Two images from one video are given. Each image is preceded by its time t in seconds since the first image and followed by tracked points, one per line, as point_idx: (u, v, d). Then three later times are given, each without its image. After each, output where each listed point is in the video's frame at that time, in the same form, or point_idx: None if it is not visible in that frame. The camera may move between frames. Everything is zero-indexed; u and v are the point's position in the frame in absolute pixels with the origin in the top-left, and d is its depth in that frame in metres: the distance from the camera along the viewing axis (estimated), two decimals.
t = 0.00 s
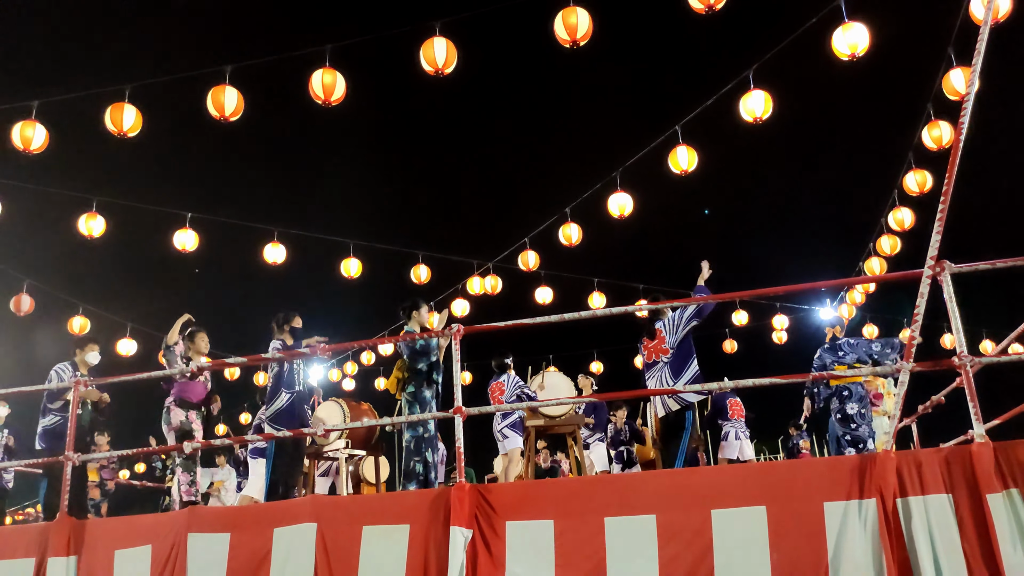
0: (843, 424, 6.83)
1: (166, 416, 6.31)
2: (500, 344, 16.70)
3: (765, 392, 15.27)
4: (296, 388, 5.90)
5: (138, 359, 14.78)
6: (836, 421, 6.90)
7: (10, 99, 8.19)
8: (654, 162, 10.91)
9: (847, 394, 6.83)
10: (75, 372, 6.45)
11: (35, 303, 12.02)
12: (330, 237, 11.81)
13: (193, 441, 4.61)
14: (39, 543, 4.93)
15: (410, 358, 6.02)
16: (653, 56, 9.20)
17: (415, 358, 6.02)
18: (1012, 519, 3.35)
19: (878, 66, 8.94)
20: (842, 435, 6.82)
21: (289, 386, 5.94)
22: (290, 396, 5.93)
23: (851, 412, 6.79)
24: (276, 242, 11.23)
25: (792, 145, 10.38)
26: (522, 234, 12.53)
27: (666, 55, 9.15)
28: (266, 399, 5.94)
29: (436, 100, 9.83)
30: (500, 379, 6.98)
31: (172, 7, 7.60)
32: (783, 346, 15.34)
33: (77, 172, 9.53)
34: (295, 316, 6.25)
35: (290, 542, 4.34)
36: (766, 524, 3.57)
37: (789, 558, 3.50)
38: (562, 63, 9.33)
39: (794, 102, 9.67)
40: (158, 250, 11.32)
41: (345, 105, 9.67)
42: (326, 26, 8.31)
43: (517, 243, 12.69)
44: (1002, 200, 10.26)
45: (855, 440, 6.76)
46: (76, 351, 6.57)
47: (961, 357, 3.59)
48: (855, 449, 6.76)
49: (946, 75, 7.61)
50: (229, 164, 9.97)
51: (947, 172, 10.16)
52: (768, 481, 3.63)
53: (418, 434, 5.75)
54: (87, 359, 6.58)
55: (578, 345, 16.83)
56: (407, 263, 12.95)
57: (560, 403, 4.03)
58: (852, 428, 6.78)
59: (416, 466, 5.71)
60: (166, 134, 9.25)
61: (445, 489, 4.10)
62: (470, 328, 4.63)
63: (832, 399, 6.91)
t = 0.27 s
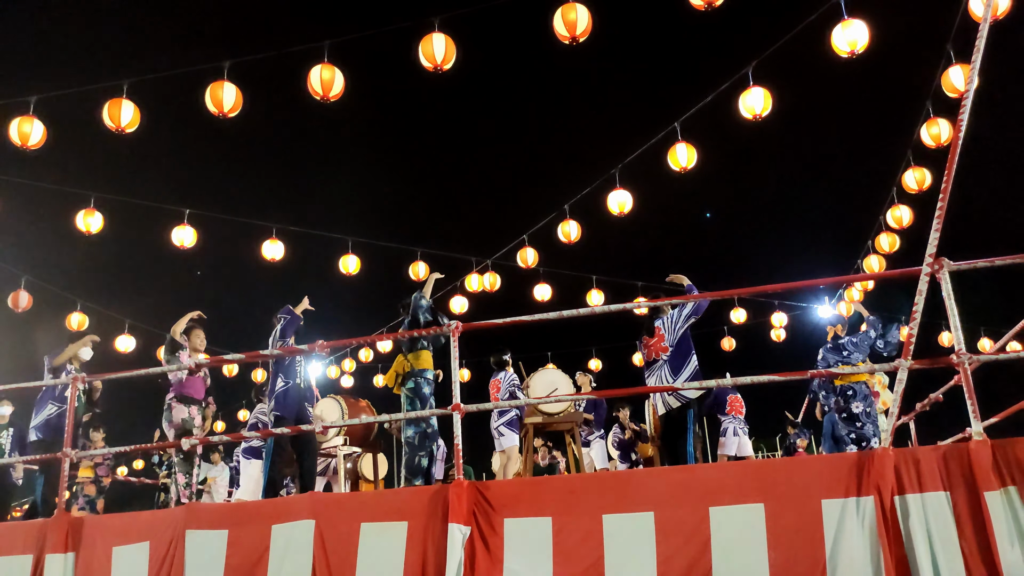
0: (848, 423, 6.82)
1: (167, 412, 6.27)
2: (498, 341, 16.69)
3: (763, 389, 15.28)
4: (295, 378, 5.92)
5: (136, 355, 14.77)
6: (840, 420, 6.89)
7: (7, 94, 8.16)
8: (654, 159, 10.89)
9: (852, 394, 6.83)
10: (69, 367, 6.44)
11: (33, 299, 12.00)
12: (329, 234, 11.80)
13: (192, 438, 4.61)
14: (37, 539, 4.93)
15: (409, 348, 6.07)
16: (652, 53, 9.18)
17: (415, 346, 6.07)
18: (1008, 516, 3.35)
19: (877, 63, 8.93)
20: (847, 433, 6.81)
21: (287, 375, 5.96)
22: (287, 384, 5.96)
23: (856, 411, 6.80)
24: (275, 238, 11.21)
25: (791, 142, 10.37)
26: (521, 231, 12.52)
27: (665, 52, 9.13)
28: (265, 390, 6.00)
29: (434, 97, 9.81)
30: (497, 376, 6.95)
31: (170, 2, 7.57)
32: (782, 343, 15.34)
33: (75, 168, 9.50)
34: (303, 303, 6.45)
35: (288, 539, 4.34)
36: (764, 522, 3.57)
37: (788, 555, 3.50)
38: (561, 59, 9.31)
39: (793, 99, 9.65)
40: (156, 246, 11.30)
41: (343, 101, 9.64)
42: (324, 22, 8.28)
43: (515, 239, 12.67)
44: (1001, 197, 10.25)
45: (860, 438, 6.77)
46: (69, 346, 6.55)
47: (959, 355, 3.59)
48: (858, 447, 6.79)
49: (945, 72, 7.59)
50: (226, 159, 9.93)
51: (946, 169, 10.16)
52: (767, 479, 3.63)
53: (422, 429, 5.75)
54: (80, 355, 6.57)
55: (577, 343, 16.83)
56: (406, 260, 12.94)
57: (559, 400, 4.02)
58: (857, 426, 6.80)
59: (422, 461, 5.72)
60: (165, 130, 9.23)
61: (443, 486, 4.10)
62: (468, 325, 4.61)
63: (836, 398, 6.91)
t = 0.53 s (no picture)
0: (854, 422, 6.82)
1: (169, 412, 6.28)
2: (498, 340, 16.69)
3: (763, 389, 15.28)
4: (303, 377, 5.95)
5: (135, 355, 14.76)
6: (846, 419, 6.90)
7: (7, 93, 8.15)
8: (654, 159, 10.88)
9: (859, 394, 6.82)
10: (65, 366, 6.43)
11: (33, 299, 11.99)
12: (328, 233, 11.79)
13: (192, 438, 4.61)
14: (36, 538, 4.93)
15: (413, 347, 6.14)
16: (652, 53, 9.18)
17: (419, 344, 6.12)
18: (1008, 516, 3.35)
19: (877, 63, 8.93)
20: (853, 432, 6.81)
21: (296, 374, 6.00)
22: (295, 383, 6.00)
23: (863, 411, 6.79)
24: (274, 237, 11.21)
25: (791, 142, 10.37)
26: (521, 230, 12.52)
27: (665, 51, 9.13)
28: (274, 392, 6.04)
29: (434, 96, 9.80)
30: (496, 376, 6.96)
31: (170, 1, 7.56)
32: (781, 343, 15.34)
33: (75, 167, 9.50)
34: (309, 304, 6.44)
35: (288, 538, 4.34)
36: (764, 522, 3.58)
37: (787, 555, 3.50)
38: (561, 59, 9.31)
39: (794, 98, 9.65)
40: (155, 245, 11.29)
41: (343, 100, 9.64)
42: (324, 21, 8.28)
43: (515, 239, 12.68)
44: (1000, 197, 10.25)
45: (865, 438, 6.75)
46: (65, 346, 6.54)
47: (959, 354, 3.59)
48: (863, 446, 6.77)
49: (946, 72, 7.59)
50: (226, 158, 9.93)
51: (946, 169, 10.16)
52: (766, 479, 3.63)
53: (424, 429, 5.76)
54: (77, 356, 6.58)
55: (577, 342, 16.84)
56: (405, 259, 12.94)
57: (559, 400, 4.02)
58: (863, 426, 6.79)
59: (425, 462, 5.74)
60: (165, 129, 9.22)
61: (443, 486, 4.10)
62: (468, 325, 4.60)
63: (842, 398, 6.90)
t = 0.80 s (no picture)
0: (858, 421, 6.85)
1: (173, 407, 6.28)
2: (496, 339, 16.70)
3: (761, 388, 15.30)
4: (312, 372, 5.98)
5: (133, 353, 14.74)
6: (850, 419, 6.91)
7: (5, 91, 8.14)
8: (653, 158, 10.89)
9: (860, 393, 6.82)
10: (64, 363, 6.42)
11: (31, 297, 11.97)
12: (327, 231, 11.80)
13: (191, 435, 4.63)
14: (34, 536, 4.92)
15: (421, 344, 6.11)
16: (652, 51, 9.17)
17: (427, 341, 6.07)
18: (1006, 514, 3.35)
19: (875, 62, 8.94)
20: (858, 432, 6.85)
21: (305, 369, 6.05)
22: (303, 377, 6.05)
23: (865, 410, 6.81)
24: (273, 235, 11.21)
25: (789, 141, 10.37)
26: (520, 229, 12.53)
27: (664, 50, 9.13)
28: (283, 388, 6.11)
29: (433, 94, 9.80)
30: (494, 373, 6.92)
31: None
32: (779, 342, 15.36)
33: (73, 165, 9.49)
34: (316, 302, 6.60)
35: (286, 536, 4.34)
36: (762, 519, 3.58)
37: (785, 553, 3.51)
38: (560, 58, 9.31)
39: (792, 97, 9.66)
40: (154, 243, 11.28)
41: (342, 98, 9.63)
42: (322, 20, 8.28)
43: (514, 237, 12.69)
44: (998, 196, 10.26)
45: (870, 436, 6.81)
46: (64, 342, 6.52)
47: (956, 353, 3.59)
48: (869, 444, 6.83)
49: (944, 71, 7.59)
50: (225, 156, 9.92)
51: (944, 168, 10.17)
52: (765, 477, 3.63)
53: (430, 426, 5.77)
54: (76, 351, 6.54)
55: (575, 341, 16.85)
56: (404, 257, 12.94)
57: (558, 398, 4.02)
58: (867, 425, 6.82)
59: (427, 459, 5.74)
60: (163, 127, 9.22)
61: (441, 483, 4.10)
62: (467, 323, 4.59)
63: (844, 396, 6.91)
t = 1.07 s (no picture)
0: (853, 418, 6.87)
1: (178, 403, 6.27)
2: (496, 336, 16.72)
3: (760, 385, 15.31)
4: (320, 368, 6.04)
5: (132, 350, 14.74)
6: (846, 415, 6.92)
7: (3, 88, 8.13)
8: (652, 155, 10.87)
9: (860, 390, 6.81)
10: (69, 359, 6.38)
11: (30, 294, 11.96)
12: (326, 228, 11.79)
13: (189, 433, 4.76)
14: (34, 533, 4.93)
15: (425, 340, 6.06)
16: (650, 47, 9.15)
17: (431, 336, 6.03)
18: (1004, 511, 3.34)
19: (874, 59, 8.93)
20: (853, 429, 6.87)
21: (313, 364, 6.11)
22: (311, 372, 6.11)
23: (862, 407, 6.81)
24: (272, 233, 11.20)
25: (788, 137, 10.36)
26: (519, 226, 12.52)
27: (663, 47, 9.12)
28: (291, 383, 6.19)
29: (431, 91, 9.79)
30: (494, 372, 6.89)
31: None
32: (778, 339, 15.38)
33: (71, 162, 9.47)
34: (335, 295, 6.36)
35: (285, 533, 4.35)
36: (760, 517, 3.59)
37: (783, 550, 3.52)
38: (559, 54, 9.29)
39: (791, 94, 9.65)
40: (152, 241, 11.27)
41: (340, 95, 9.62)
42: (320, 17, 8.26)
43: (513, 234, 12.68)
44: (997, 193, 10.26)
45: (865, 435, 6.83)
46: (69, 338, 6.49)
47: (955, 350, 3.59)
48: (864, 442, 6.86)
49: (943, 68, 7.58)
50: (223, 153, 9.91)
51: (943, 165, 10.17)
52: (763, 474, 3.64)
53: (440, 421, 5.73)
54: (80, 347, 6.49)
55: (574, 338, 16.87)
56: (403, 255, 12.94)
57: (556, 395, 4.03)
58: (862, 422, 6.83)
59: (441, 453, 5.74)
60: (161, 124, 9.20)
61: (440, 481, 4.11)
62: (466, 321, 4.60)
63: (842, 393, 6.90)
